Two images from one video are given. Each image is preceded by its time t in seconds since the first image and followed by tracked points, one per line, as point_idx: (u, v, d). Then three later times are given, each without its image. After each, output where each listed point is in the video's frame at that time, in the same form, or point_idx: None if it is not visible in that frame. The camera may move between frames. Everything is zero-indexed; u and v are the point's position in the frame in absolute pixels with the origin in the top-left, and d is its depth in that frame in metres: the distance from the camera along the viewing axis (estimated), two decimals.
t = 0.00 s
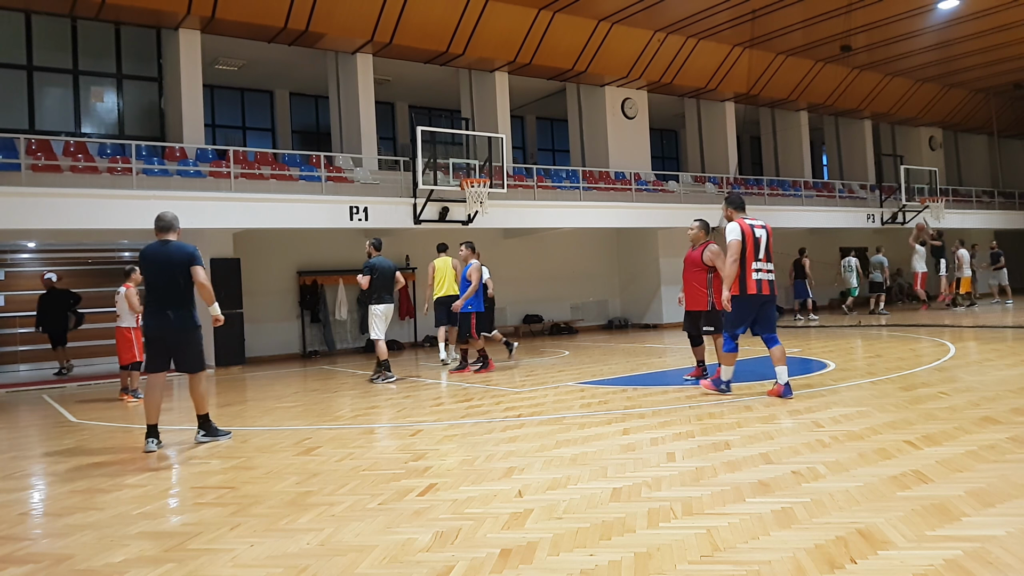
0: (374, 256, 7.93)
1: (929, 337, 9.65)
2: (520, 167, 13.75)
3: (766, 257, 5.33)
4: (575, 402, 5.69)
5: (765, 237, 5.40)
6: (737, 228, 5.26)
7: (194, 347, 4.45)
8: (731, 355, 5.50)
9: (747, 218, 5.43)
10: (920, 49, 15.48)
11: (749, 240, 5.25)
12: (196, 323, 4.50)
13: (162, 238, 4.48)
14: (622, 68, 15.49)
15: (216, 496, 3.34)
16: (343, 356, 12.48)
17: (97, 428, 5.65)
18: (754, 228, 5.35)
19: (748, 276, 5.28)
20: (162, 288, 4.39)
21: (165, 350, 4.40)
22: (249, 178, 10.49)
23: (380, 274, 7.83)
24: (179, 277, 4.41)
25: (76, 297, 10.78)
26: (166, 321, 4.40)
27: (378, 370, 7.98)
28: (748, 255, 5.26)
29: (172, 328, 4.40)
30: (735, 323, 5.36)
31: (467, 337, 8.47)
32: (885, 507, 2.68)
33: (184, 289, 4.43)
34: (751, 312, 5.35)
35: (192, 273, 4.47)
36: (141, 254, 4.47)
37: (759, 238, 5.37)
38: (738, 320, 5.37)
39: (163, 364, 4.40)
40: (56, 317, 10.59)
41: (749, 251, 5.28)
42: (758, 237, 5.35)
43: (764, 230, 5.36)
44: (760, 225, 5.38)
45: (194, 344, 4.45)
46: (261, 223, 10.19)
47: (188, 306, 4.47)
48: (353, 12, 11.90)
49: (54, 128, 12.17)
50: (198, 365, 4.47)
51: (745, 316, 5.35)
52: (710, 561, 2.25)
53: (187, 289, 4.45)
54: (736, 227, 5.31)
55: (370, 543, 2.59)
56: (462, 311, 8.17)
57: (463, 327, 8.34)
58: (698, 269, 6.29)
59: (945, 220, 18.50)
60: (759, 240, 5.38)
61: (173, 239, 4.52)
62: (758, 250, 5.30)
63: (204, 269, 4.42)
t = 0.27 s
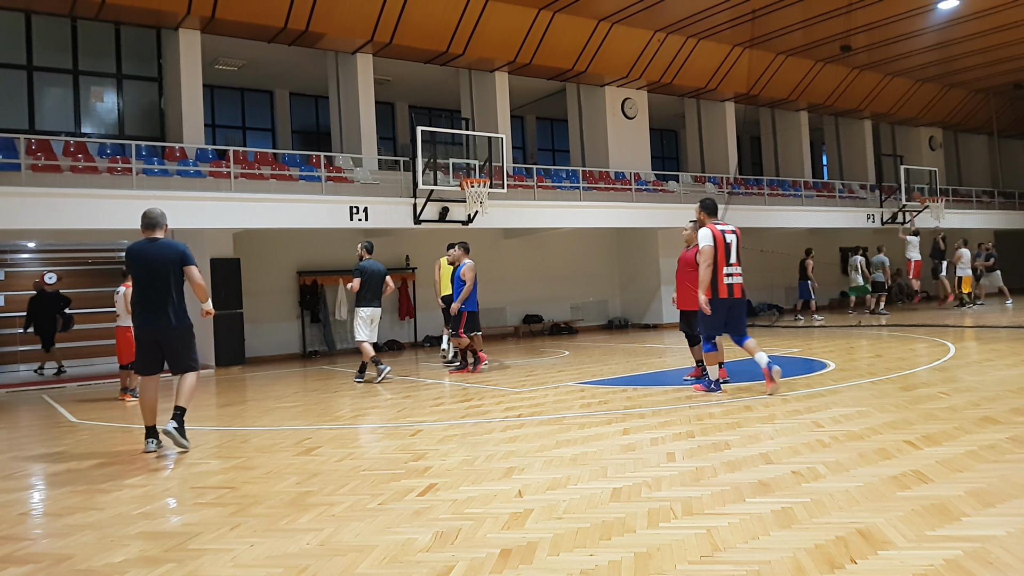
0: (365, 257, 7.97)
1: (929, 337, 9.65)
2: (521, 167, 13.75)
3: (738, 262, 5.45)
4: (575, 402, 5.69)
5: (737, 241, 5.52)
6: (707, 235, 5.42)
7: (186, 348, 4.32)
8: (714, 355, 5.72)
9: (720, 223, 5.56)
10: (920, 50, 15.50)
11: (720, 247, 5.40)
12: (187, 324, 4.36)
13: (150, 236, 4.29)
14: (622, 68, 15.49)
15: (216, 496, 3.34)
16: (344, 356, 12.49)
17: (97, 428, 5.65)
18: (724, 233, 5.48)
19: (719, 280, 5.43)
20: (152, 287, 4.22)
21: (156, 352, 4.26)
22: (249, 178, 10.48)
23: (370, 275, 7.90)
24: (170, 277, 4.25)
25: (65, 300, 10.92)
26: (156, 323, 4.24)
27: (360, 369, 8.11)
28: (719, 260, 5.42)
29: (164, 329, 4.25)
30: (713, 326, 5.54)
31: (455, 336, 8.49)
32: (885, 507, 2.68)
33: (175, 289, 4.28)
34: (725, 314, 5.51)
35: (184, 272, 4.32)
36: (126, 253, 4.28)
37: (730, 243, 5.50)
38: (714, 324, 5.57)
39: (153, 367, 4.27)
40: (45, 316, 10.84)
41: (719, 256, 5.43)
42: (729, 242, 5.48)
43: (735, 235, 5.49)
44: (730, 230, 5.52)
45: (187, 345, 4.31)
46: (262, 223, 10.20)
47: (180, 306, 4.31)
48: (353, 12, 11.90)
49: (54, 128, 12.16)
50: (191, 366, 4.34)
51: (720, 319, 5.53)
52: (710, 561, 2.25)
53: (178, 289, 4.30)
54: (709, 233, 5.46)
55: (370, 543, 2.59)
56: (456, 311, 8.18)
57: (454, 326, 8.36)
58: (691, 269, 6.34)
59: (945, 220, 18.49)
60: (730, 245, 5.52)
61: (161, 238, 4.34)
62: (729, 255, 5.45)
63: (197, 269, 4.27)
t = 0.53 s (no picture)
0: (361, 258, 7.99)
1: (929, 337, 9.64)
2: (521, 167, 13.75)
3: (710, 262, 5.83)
4: (576, 402, 5.69)
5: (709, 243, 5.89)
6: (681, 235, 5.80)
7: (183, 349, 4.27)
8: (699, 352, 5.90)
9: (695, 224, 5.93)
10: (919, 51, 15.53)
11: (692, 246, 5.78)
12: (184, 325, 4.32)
13: (150, 236, 4.27)
14: (623, 68, 15.49)
15: (217, 496, 3.34)
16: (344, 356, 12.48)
17: (98, 428, 5.65)
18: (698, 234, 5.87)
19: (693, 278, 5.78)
20: (152, 286, 4.19)
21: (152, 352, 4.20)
22: (249, 178, 10.51)
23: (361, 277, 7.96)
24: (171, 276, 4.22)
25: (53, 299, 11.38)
26: (155, 322, 4.20)
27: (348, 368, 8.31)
28: (692, 260, 5.79)
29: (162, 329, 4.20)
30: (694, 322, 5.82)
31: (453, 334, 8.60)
32: (886, 507, 2.68)
33: (177, 289, 4.26)
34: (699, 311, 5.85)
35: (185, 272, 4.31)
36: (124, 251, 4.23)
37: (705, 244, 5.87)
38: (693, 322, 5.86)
39: (150, 367, 4.22)
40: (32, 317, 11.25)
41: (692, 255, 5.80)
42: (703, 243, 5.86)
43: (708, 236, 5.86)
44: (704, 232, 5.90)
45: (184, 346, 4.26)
46: (262, 223, 10.19)
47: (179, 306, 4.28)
48: (353, 12, 11.91)
49: (54, 128, 12.17)
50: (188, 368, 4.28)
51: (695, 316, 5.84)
52: (710, 561, 2.25)
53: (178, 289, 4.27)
54: (682, 233, 5.84)
55: (370, 543, 2.59)
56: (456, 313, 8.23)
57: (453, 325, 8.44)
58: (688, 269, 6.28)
59: (945, 220, 18.51)
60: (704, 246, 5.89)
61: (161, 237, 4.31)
62: (702, 255, 5.82)
63: (200, 268, 4.27)
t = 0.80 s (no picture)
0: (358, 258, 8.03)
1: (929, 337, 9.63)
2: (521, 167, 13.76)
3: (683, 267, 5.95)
4: (575, 402, 5.69)
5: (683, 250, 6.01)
6: (655, 240, 5.89)
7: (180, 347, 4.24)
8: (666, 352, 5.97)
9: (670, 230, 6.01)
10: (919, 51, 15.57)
11: (667, 251, 5.88)
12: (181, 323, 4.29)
13: (146, 233, 4.24)
14: (623, 68, 15.50)
15: (217, 496, 3.34)
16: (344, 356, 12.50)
17: (97, 428, 5.65)
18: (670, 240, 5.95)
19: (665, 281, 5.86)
20: (148, 283, 4.16)
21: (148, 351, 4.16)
22: (249, 178, 10.52)
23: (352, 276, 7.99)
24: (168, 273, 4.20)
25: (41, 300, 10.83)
26: (151, 320, 4.16)
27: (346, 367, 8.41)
28: (666, 264, 5.89)
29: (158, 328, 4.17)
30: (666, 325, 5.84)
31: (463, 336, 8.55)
32: (886, 507, 2.68)
33: (173, 286, 4.23)
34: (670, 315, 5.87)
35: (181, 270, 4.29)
36: (119, 248, 4.19)
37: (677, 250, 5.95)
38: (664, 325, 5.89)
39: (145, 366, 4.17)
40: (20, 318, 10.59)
41: (666, 260, 5.89)
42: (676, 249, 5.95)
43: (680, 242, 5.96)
44: (677, 238, 5.98)
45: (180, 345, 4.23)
46: (262, 223, 10.20)
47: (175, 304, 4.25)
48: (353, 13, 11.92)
49: (54, 128, 12.17)
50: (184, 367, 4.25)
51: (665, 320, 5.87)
52: (710, 561, 2.25)
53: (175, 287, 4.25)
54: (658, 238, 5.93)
55: (370, 543, 2.59)
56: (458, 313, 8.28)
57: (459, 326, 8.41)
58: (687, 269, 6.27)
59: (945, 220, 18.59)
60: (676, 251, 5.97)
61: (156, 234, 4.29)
62: (676, 260, 5.93)
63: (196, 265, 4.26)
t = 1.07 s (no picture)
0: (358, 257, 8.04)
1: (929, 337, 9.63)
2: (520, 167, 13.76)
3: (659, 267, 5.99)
4: (575, 402, 5.68)
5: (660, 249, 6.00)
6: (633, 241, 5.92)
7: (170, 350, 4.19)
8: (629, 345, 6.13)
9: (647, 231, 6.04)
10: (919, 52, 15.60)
11: (644, 252, 5.91)
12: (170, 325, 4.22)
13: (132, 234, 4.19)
14: (623, 68, 15.50)
15: (216, 496, 3.33)
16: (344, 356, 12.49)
17: (97, 428, 5.65)
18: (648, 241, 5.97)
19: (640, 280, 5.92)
20: (136, 285, 4.10)
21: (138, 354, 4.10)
22: (249, 178, 10.52)
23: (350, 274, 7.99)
24: (155, 274, 4.15)
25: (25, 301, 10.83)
26: (139, 323, 4.10)
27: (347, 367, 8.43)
28: (642, 264, 5.93)
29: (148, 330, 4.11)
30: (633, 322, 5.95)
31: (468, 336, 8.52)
32: (886, 507, 2.68)
33: (161, 287, 4.17)
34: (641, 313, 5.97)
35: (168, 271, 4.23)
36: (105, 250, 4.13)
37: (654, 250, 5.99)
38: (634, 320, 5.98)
39: (133, 369, 4.09)
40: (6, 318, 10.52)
41: (643, 262, 5.93)
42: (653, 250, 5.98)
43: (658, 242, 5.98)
44: (654, 238, 6.01)
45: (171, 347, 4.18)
46: (262, 223, 10.20)
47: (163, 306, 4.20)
48: (353, 13, 11.92)
49: (54, 128, 12.16)
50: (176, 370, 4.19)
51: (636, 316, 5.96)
52: (710, 561, 2.25)
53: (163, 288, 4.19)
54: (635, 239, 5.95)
55: (370, 543, 2.59)
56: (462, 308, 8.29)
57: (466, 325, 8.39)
58: (686, 269, 6.29)
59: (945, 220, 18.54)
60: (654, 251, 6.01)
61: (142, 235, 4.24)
62: (651, 259, 5.96)
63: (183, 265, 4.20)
